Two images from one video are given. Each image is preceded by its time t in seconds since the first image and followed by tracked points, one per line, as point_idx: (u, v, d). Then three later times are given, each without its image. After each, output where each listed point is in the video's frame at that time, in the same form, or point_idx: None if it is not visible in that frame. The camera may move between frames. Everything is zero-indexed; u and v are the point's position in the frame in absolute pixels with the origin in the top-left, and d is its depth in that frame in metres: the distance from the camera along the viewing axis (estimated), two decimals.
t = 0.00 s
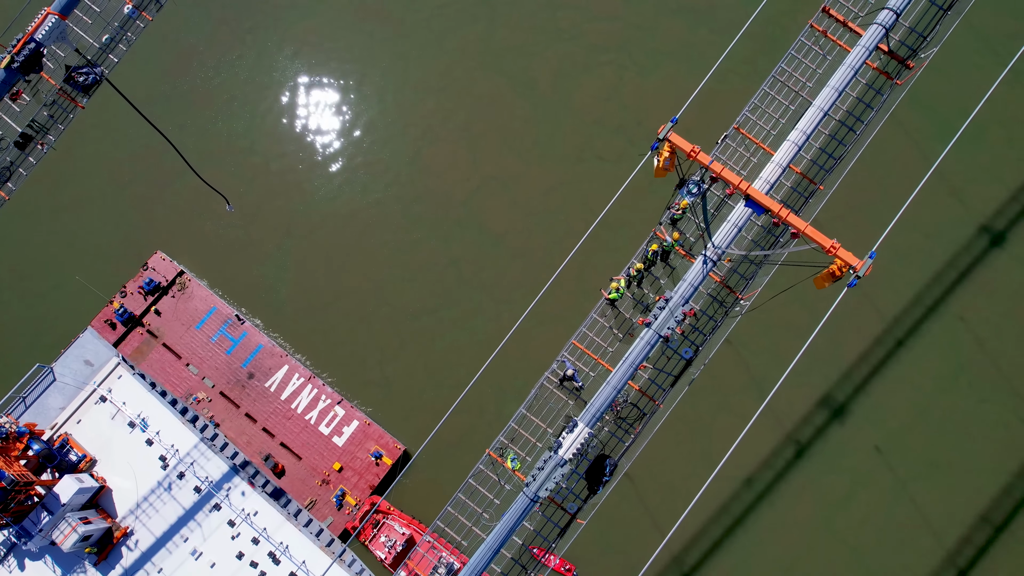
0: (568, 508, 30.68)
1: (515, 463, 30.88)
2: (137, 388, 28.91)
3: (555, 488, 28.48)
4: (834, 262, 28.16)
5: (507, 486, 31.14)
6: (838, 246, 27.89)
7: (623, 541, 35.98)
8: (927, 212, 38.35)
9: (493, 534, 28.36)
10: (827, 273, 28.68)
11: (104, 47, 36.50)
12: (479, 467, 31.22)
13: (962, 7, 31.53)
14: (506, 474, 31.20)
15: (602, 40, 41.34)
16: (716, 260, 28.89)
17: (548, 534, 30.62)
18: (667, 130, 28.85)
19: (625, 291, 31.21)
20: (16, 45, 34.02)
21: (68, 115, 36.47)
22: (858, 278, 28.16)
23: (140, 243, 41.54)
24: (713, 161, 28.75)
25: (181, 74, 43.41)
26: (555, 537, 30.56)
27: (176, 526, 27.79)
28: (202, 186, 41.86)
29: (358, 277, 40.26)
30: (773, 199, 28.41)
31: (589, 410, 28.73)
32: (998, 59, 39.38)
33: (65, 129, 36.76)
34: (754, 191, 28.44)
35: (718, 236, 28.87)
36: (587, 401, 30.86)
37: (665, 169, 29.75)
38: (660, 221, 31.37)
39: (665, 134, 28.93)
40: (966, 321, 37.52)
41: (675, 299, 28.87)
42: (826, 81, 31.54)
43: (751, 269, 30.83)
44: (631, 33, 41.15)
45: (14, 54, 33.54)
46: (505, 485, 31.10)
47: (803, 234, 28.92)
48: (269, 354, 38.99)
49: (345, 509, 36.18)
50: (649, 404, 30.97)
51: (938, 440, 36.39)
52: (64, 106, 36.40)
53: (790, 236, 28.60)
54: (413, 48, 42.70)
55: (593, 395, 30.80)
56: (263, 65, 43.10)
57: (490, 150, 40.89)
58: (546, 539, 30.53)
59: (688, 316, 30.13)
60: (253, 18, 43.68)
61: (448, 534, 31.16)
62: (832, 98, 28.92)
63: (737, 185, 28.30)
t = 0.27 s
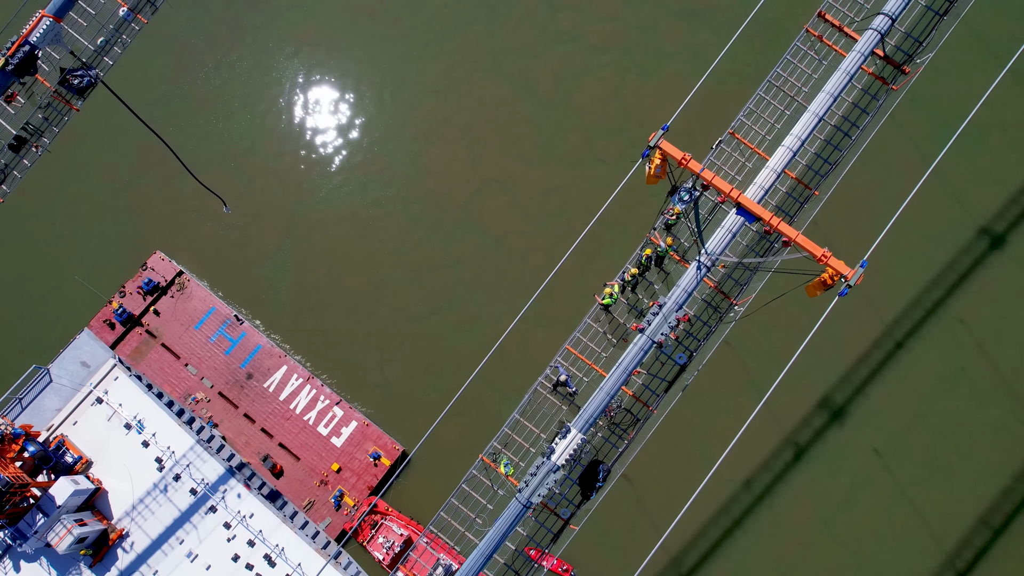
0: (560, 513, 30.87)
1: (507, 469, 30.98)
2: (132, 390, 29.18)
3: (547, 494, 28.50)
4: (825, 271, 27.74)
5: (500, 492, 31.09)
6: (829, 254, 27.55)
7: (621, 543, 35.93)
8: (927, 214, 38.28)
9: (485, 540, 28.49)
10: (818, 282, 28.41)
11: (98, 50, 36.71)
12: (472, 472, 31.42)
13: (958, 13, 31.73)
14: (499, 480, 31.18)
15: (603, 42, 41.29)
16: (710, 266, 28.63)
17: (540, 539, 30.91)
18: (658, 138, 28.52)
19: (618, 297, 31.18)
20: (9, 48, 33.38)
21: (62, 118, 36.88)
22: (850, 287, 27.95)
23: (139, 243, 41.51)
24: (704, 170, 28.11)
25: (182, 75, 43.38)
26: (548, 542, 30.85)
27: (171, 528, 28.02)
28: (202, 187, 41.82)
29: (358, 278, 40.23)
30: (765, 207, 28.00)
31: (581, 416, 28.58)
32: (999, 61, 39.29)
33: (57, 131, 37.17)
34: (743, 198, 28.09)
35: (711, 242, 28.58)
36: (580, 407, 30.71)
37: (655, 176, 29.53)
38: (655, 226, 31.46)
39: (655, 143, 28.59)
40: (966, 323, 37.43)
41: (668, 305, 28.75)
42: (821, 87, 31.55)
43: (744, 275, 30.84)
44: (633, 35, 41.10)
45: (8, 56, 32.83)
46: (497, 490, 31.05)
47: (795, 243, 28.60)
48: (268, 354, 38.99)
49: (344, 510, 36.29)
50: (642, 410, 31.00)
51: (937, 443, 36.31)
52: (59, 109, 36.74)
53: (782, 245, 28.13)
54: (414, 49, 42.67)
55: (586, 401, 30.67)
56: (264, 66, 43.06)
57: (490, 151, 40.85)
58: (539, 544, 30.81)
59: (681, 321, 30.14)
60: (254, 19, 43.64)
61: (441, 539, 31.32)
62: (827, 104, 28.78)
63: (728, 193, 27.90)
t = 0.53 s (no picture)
0: (553, 518, 30.79)
1: (501, 473, 30.97)
2: (130, 390, 29.49)
3: (540, 499, 28.41)
4: (815, 279, 27.71)
5: (493, 496, 31.05)
6: (819, 263, 27.55)
7: (618, 545, 35.89)
8: (926, 216, 38.22)
9: (477, 545, 28.33)
10: (810, 289, 28.32)
11: (94, 52, 35.83)
12: (465, 477, 31.28)
13: (954, 17, 31.46)
14: (492, 484, 31.16)
15: (604, 44, 41.24)
16: (704, 271, 28.52)
17: (533, 544, 30.74)
18: (648, 145, 28.42)
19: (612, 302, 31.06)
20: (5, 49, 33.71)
21: (58, 120, 36.31)
22: (839, 295, 28.07)
23: (139, 244, 41.46)
24: (694, 176, 28.60)
25: (182, 77, 43.35)
26: (540, 548, 30.70)
27: (167, 530, 28.08)
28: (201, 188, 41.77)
29: (357, 279, 40.21)
30: (754, 214, 28.22)
31: (574, 421, 28.43)
32: (1000, 64, 39.21)
33: (54, 134, 36.55)
34: (734, 206, 28.29)
35: (705, 247, 28.52)
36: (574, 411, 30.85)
37: (646, 182, 29.38)
38: (650, 229, 31.32)
39: (646, 149, 28.41)
40: (965, 326, 37.36)
41: (662, 310, 28.62)
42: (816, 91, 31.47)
43: (739, 281, 30.61)
44: (634, 37, 41.05)
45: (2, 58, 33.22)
46: (490, 495, 31.02)
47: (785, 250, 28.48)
48: (266, 354, 38.97)
49: (342, 511, 36.31)
50: (636, 415, 30.87)
51: (936, 445, 36.25)
52: (54, 111, 36.24)
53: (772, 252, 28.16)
54: (415, 50, 42.62)
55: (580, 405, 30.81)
56: (265, 67, 43.04)
57: (491, 152, 40.81)
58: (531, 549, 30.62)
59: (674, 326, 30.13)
60: (255, 20, 43.59)
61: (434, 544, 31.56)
62: (821, 109, 28.72)
63: (719, 200, 28.20)
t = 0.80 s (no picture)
0: (546, 522, 30.82)
1: (493, 477, 30.94)
2: (126, 391, 29.60)
3: (532, 503, 28.45)
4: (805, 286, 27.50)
5: (485, 500, 31.16)
6: (809, 270, 27.28)
7: (616, 547, 35.85)
8: (926, 218, 38.15)
9: (468, 550, 28.33)
10: (800, 296, 28.16)
11: (88, 54, 36.34)
12: (458, 480, 31.38)
13: (949, 22, 31.75)
14: (485, 488, 31.30)
15: (605, 45, 41.21)
16: (698, 275, 28.43)
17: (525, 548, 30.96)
18: (638, 150, 28.06)
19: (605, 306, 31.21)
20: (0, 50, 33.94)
21: (52, 121, 36.17)
22: (830, 303, 27.62)
23: (139, 243, 41.45)
24: (685, 182, 28.08)
25: (183, 77, 43.34)
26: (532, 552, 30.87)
27: (162, 532, 28.23)
28: (202, 188, 41.77)
29: (356, 280, 40.21)
30: (744, 221, 28.01)
31: (567, 426, 28.38)
32: (1002, 66, 39.14)
33: (49, 136, 36.29)
34: (724, 212, 28.07)
35: (698, 252, 28.41)
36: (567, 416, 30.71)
37: (637, 188, 28.87)
38: (644, 233, 31.14)
39: (635, 154, 28.10)
40: (964, 328, 37.30)
41: (655, 315, 28.49)
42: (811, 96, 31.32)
43: (732, 285, 30.60)
44: (635, 38, 41.01)
45: None
46: (483, 499, 31.14)
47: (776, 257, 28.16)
48: (265, 355, 38.99)
49: (340, 512, 36.38)
50: (629, 419, 30.74)
51: (935, 447, 36.20)
52: (48, 113, 36.13)
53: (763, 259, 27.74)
54: (416, 51, 42.60)
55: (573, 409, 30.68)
56: (266, 68, 43.01)
57: (492, 154, 40.77)
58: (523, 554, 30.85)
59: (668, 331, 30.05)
60: (256, 20, 43.57)
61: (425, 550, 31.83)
62: (816, 113, 28.72)
63: (710, 207, 27.78)
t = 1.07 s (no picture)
0: (538, 526, 30.63)
1: (486, 481, 30.86)
2: (122, 391, 29.80)
3: (524, 507, 28.40)
4: (795, 292, 27.42)
5: (478, 504, 31.04)
6: (799, 275, 27.09)
7: (614, 548, 35.81)
8: (926, 220, 38.09)
9: (460, 554, 28.28)
10: (791, 302, 28.30)
11: (84, 55, 36.74)
12: (451, 484, 31.31)
13: (944, 26, 31.75)
14: (478, 491, 31.18)
15: (606, 46, 41.17)
16: (690, 279, 28.44)
17: (518, 552, 30.82)
18: (628, 156, 28.31)
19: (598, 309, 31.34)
20: None
21: (46, 122, 36.97)
22: (820, 309, 27.60)
23: (138, 243, 41.45)
24: (674, 187, 28.10)
25: (183, 76, 43.34)
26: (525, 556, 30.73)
27: (158, 532, 28.57)
28: (202, 188, 41.79)
29: (356, 280, 40.20)
30: (734, 226, 28.02)
31: (558, 430, 28.38)
32: (1002, 69, 39.09)
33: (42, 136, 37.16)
34: (714, 218, 28.05)
35: (692, 256, 28.37)
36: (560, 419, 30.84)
37: (627, 194, 29.42)
38: (638, 237, 31.37)
39: (625, 159, 28.27)
40: (963, 330, 37.23)
41: (648, 318, 28.42)
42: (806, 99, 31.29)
43: (726, 289, 30.65)
44: (636, 39, 40.99)
45: None
46: (475, 502, 31.00)
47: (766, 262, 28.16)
48: (264, 355, 38.97)
49: (337, 511, 36.30)
50: (622, 423, 30.86)
51: (933, 449, 36.15)
52: (42, 114, 36.78)
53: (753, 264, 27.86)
54: (417, 51, 42.56)
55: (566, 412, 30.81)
56: (267, 68, 43.00)
57: (492, 155, 40.73)
58: (516, 558, 30.73)
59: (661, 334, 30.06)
60: (257, 20, 43.55)
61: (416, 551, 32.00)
62: (810, 117, 28.63)
63: (699, 212, 27.62)
